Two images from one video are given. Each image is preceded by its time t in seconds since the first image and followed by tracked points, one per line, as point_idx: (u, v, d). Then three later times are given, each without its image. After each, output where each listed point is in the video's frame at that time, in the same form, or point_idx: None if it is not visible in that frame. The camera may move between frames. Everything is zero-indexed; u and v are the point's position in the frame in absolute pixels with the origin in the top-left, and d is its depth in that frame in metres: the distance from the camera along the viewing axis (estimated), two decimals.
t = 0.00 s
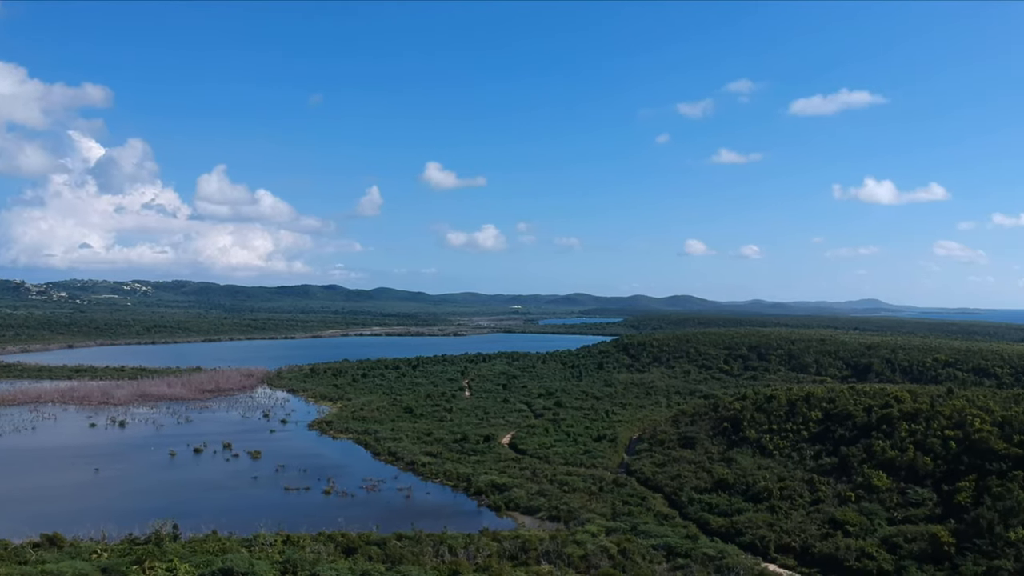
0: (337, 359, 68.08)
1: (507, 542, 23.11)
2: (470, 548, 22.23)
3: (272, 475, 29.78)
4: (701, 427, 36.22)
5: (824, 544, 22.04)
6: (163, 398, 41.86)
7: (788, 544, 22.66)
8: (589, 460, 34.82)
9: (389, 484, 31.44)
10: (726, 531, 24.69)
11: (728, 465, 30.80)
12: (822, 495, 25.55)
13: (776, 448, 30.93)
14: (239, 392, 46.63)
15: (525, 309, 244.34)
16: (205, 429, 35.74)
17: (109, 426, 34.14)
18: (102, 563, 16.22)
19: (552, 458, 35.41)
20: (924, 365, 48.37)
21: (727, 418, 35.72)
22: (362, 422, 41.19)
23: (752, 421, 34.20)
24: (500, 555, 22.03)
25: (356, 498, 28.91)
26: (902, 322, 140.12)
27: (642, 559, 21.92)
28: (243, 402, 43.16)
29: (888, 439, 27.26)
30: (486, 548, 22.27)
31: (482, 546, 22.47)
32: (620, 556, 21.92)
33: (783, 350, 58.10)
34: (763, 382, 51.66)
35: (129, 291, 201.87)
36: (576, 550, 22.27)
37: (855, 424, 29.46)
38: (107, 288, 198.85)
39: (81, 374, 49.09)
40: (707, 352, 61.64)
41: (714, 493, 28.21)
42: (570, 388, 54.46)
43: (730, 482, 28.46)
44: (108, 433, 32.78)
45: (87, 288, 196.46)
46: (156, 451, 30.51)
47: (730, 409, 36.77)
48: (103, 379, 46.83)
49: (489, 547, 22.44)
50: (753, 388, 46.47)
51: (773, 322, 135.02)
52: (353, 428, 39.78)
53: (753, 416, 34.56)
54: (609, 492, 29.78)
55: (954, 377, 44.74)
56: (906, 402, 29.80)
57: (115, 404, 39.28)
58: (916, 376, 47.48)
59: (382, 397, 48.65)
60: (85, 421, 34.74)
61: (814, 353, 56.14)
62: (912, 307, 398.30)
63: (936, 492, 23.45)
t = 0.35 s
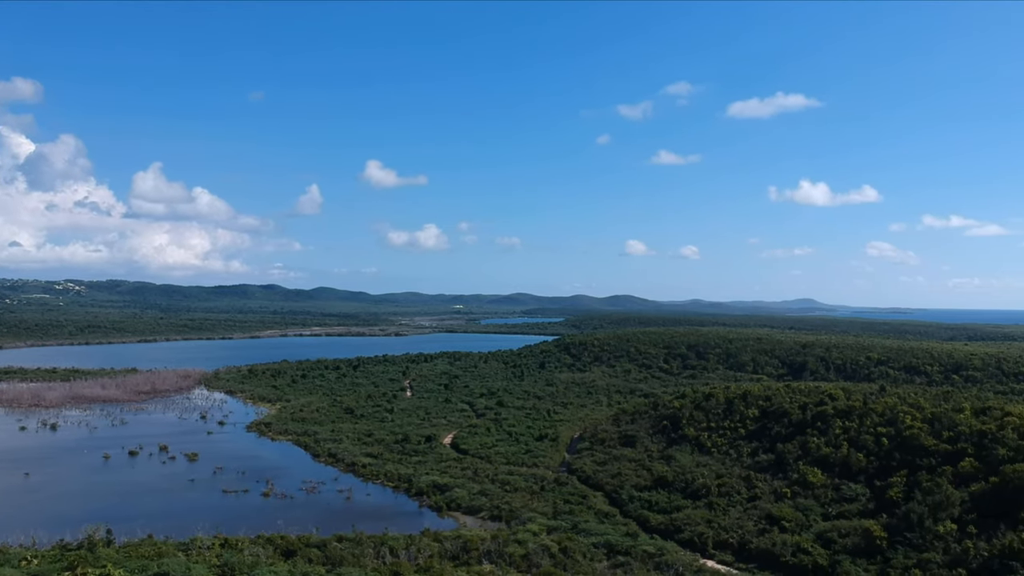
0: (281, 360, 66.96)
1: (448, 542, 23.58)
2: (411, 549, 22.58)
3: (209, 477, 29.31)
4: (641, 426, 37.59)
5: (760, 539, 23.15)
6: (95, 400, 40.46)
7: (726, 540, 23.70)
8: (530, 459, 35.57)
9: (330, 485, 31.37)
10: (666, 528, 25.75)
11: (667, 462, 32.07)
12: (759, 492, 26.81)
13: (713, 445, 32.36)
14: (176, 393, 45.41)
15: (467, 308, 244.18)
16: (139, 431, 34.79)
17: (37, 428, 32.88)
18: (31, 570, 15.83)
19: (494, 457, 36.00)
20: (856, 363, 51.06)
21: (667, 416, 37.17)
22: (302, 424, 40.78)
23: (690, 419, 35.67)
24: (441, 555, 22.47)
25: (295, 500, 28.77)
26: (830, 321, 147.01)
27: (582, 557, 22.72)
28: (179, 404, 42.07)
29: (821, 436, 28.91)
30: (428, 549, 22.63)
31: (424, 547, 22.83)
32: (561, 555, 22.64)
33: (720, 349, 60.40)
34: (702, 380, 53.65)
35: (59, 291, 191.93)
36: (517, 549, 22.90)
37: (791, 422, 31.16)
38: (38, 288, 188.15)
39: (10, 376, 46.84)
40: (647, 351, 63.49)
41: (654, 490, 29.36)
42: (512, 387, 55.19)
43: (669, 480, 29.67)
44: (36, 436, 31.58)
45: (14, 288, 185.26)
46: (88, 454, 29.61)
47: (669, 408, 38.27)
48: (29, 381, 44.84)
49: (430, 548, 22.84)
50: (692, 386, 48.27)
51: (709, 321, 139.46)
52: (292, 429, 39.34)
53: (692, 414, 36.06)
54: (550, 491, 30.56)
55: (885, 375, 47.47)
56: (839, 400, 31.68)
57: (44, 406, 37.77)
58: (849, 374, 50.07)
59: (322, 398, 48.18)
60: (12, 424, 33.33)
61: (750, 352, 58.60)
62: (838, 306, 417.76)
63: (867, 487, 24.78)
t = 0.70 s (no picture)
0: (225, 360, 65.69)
1: (394, 543, 23.91)
2: (356, 551, 22.81)
3: (150, 480, 28.78)
4: (586, 425, 38.74)
5: (704, 537, 24.21)
6: (28, 403, 39.00)
7: (670, 538, 24.71)
8: (476, 460, 36.10)
9: (274, 488, 31.15)
10: (610, 526, 26.67)
11: (613, 461, 33.12)
12: (703, 490, 28.00)
13: (658, 443, 33.58)
14: (114, 394, 44.10)
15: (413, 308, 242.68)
16: (75, 433, 33.78)
17: None
18: None
19: (440, 458, 36.39)
20: (797, 362, 53.41)
21: (612, 416, 38.37)
22: (245, 425, 40.19)
23: (635, 418, 36.91)
24: (387, 556, 22.78)
25: (238, 503, 28.50)
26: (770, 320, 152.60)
27: (528, 556, 23.40)
28: (117, 406, 40.91)
29: (764, 433, 30.38)
30: (373, 550, 22.93)
31: (369, 548, 23.13)
32: (507, 554, 23.29)
33: (664, 348, 62.26)
34: (647, 379, 55.20)
35: None
36: (463, 549, 23.43)
37: (733, 420, 32.64)
38: None
39: None
40: (593, 351, 64.85)
41: (600, 489, 30.32)
42: (458, 387, 55.63)
43: (614, 478, 30.71)
44: None
45: None
46: (20, 458, 28.65)
47: (614, 407, 39.53)
48: None
49: (375, 549, 23.17)
50: (637, 385, 49.70)
51: (654, 321, 142.84)
52: (235, 431, 38.74)
53: (636, 413, 37.36)
54: (496, 491, 31.16)
55: (825, 374, 49.84)
56: (780, 399, 33.32)
57: None
58: (790, 372, 52.37)
59: (266, 399, 47.47)
60: None
61: (694, 351, 60.59)
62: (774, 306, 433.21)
63: (809, 484, 26.07)
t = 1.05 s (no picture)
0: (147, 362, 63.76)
1: (322, 546, 24.30)
2: (283, 555, 23.04)
3: (68, 486, 28.02)
4: (516, 425, 39.93)
5: (631, 534, 25.70)
6: None
7: (599, 536, 26.12)
8: (405, 461, 36.62)
9: (198, 491, 30.74)
10: (539, 525, 27.84)
11: (542, 460, 34.35)
12: (631, 488, 29.56)
13: (587, 442, 35.03)
14: (26, 397, 42.27)
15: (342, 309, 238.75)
16: None
17: None
18: None
19: (368, 460, 36.71)
20: (721, 361, 56.27)
21: (541, 415, 39.67)
22: (168, 428, 39.26)
23: (564, 417, 38.30)
24: (314, 559, 23.15)
25: (161, 507, 28.06)
26: (698, 321, 159.02)
27: (458, 556, 24.24)
28: (31, 409, 39.32)
29: (690, 431, 32.24)
30: (301, 552, 23.24)
31: (297, 551, 23.40)
32: (436, 555, 24.08)
33: (593, 348, 64.24)
34: (576, 379, 56.83)
35: None
36: (392, 551, 24.00)
37: (661, 419, 34.41)
38: None
39: None
40: (524, 351, 66.19)
41: (529, 488, 31.48)
42: (387, 388, 55.82)
43: (543, 477, 31.93)
44: None
45: None
46: None
47: (543, 407, 40.93)
48: None
49: (302, 551, 23.50)
50: (565, 385, 51.22)
51: (586, 321, 146.12)
52: (158, 433, 37.87)
53: (565, 412, 38.81)
54: (425, 493, 31.82)
55: (748, 372, 52.73)
56: (705, 397, 35.37)
57: None
58: (715, 371, 55.18)
59: (189, 401, 46.32)
60: None
61: (622, 351, 62.84)
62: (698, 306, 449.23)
63: (733, 480, 27.87)
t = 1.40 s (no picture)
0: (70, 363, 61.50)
1: (254, 549, 24.58)
2: (215, 558, 23.20)
3: None
4: (452, 425, 40.79)
5: (565, 532, 27.04)
6: None
7: (534, 535, 27.35)
8: (340, 462, 36.93)
9: (127, 495, 30.31)
10: (474, 525, 28.87)
11: (478, 460, 35.39)
12: (566, 487, 30.95)
13: (521, 442, 36.28)
14: None
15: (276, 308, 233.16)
16: None
17: None
18: None
19: (302, 461, 36.86)
20: (656, 360, 58.57)
21: (477, 415, 40.70)
22: (95, 431, 38.22)
23: (500, 417, 39.46)
24: (247, 562, 23.43)
25: (88, 512, 27.63)
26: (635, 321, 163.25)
27: (393, 557, 24.93)
28: None
29: (625, 429, 33.88)
30: (233, 557, 23.47)
31: (229, 555, 23.62)
32: (371, 556, 24.72)
33: (529, 348, 65.65)
34: (511, 378, 58.01)
35: None
36: (326, 553, 24.45)
37: (595, 417, 36.02)
38: None
39: None
40: (460, 351, 66.98)
41: (465, 488, 32.44)
42: (321, 388, 55.65)
43: (479, 477, 32.97)
44: None
45: None
46: None
47: (479, 407, 41.98)
48: None
49: (234, 555, 23.72)
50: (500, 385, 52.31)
51: (527, 320, 148.11)
52: (86, 436, 36.92)
53: (501, 412, 39.94)
54: (360, 494, 32.30)
55: (681, 370, 55.19)
56: (639, 395, 37.15)
57: None
58: (649, 370, 57.43)
59: (118, 404, 45.08)
60: None
61: (558, 351, 64.52)
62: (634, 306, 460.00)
63: (666, 477, 29.62)
